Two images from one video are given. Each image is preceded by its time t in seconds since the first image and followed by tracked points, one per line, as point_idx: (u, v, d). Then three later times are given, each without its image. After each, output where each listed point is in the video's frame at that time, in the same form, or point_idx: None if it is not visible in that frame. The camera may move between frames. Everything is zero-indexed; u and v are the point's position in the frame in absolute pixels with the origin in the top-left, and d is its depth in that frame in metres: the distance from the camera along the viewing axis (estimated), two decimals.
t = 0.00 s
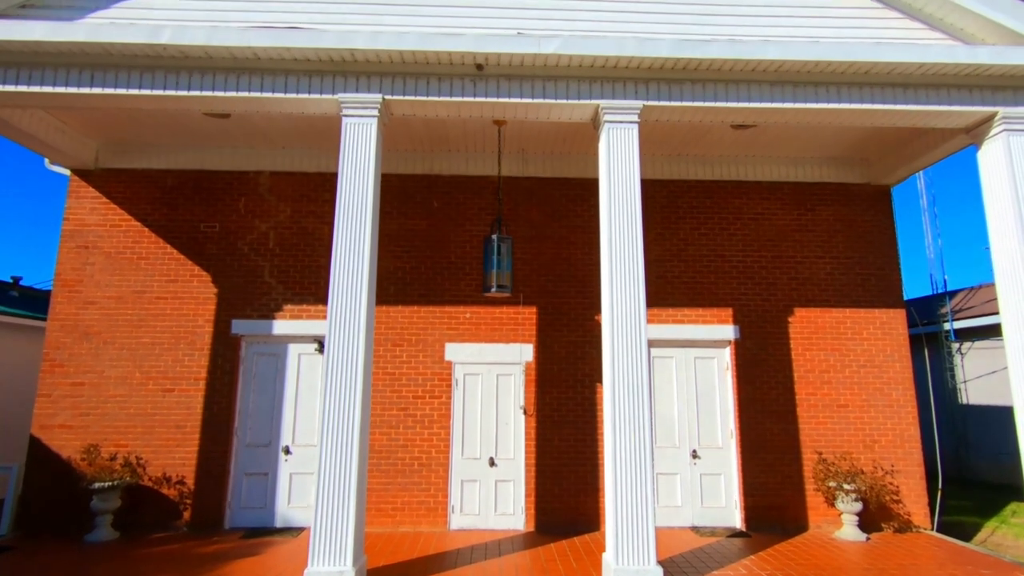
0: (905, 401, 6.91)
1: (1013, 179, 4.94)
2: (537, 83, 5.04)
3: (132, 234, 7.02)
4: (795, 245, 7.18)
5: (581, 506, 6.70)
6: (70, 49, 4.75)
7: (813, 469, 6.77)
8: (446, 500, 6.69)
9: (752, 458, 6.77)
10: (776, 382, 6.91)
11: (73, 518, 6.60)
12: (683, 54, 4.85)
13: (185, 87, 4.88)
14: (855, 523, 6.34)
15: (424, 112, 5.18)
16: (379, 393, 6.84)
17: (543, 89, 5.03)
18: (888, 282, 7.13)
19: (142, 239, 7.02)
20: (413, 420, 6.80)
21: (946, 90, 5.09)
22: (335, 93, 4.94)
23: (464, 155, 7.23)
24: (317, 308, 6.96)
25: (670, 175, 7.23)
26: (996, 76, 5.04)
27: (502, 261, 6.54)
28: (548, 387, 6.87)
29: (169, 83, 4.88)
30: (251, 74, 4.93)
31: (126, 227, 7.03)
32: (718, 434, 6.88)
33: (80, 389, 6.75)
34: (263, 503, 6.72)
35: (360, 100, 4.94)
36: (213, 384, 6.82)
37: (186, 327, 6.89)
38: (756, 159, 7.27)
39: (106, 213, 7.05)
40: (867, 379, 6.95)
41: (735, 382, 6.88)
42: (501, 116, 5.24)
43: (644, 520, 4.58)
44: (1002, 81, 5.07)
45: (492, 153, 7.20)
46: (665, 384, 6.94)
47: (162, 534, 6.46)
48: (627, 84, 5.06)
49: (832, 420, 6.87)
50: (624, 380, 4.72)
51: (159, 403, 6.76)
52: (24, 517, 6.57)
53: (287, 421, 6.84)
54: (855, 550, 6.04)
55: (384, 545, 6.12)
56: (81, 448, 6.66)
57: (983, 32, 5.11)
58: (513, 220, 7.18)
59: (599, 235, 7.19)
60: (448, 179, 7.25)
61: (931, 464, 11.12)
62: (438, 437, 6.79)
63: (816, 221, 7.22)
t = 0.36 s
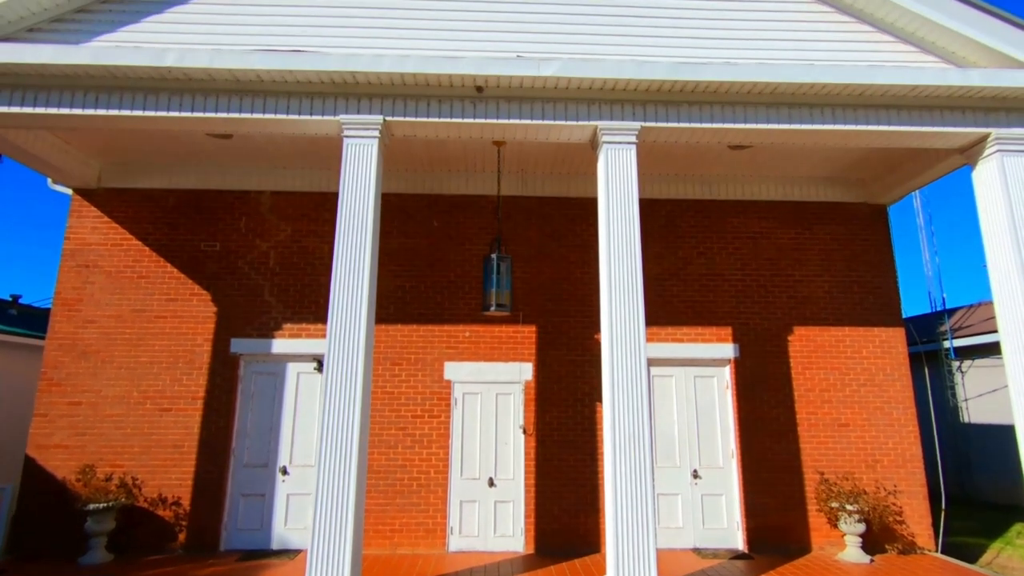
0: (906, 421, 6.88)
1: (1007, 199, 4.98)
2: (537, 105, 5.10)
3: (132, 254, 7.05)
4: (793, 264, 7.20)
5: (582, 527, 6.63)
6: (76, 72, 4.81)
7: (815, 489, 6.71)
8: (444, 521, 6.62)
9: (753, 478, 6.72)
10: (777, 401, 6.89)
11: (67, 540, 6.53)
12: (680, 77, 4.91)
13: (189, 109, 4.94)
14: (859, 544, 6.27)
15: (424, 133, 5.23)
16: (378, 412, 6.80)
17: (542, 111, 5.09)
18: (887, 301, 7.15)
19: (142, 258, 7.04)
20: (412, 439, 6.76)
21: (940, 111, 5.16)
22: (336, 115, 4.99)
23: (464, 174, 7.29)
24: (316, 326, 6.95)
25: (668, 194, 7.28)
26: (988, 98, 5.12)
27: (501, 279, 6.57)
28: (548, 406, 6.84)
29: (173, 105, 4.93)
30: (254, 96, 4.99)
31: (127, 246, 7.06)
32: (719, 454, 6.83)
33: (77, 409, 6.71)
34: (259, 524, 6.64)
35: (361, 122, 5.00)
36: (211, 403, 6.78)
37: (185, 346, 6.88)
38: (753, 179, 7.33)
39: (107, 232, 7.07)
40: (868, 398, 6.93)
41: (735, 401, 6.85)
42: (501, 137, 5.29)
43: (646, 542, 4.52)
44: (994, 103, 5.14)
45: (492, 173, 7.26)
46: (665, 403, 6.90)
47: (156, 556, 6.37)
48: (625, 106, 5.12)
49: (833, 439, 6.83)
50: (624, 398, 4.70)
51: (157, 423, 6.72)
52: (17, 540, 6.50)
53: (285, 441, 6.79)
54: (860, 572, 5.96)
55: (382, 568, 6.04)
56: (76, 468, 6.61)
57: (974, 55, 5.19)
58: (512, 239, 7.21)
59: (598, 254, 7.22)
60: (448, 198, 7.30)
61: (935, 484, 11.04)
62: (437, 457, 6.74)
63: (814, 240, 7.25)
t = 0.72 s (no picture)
0: (908, 445, 6.84)
1: (1001, 223, 5.02)
2: (535, 131, 5.17)
3: (132, 277, 7.06)
4: (791, 287, 7.23)
5: (581, 554, 6.53)
6: (81, 98, 4.88)
7: (817, 515, 6.63)
8: (442, 548, 6.52)
9: (755, 503, 6.64)
10: (777, 425, 6.85)
11: (57, 568, 6.42)
12: (676, 104, 4.99)
13: (192, 135, 5.00)
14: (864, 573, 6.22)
15: (424, 158, 5.28)
16: (375, 436, 6.75)
17: (540, 137, 5.16)
18: (885, 325, 7.16)
19: (142, 282, 7.05)
20: (409, 464, 6.70)
21: (932, 137, 5.23)
22: (337, 140, 5.05)
23: (463, 198, 7.34)
24: (314, 350, 6.94)
25: (666, 218, 7.33)
26: (978, 125, 5.21)
27: (501, 303, 6.60)
28: (547, 431, 6.80)
29: (176, 131, 4.99)
30: (257, 122, 5.06)
31: (127, 269, 7.07)
32: (720, 478, 6.76)
33: (72, 433, 6.65)
34: (253, 552, 6.52)
35: (362, 147, 5.05)
36: (208, 427, 6.73)
37: (183, 370, 6.85)
38: (750, 203, 7.39)
39: (107, 256, 7.09)
40: (868, 422, 6.89)
41: (735, 425, 6.81)
42: (499, 162, 5.34)
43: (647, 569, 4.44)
44: (985, 130, 5.23)
45: (490, 197, 7.32)
46: (665, 428, 6.85)
47: None
48: (622, 133, 5.19)
49: (835, 464, 6.78)
50: (624, 422, 4.67)
51: (152, 448, 6.66)
52: (7, 568, 6.39)
53: (281, 466, 6.71)
54: None
55: None
56: (69, 494, 6.53)
57: (963, 83, 5.29)
58: (511, 262, 7.24)
59: (596, 277, 7.24)
60: (447, 222, 7.35)
61: (938, 509, 10.92)
62: (434, 482, 6.67)
63: (811, 263, 7.29)
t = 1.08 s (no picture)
0: (907, 465, 6.82)
1: (994, 241, 5.07)
2: (533, 152, 5.22)
3: (129, 295, 7.05)
4: (788, 306, 7.25)
5: None
6: (84, 119, 4.92)
7: (818, 536, 6.58)
8: (439, 570, 6.43)
9: (755, 524, 6.58)
10: (776, 444, 6.82)
11: None
12: (673, 126, 5.06)
13: (193, 155, 5.03)
14: None
15: (423, 178, 5.33)
16: (372, 456, 6.69)
17: (538, 157, 5.21)
18: (882, 343, 7.19)
19: (140, 300, 7.04)
20: (406, 485, 6.64)
21: (924, 158, 5.30)
22: (337, 161, 5.10)
23: (461, 218, 7.39)
24: (312, 368, 6.91)
25: (663, 237, 7.38)
26: (969, 146, 5.28)
27: (499, 322, 6.59)
28: (545, 450, 6.76)
29: (177, 151, 5.03)
30: (257, 142, 5.10)
31: (125, 288, 7.07)
32: (719, 499, 6.70)
33: (65, 454, 6.59)
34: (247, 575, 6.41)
35: (362, 168, 5.10)
36: (203, 447, 6.67)
37: (179, 389, 6.81)
38: (746, 222, 7.45)
39: (106, 274, 7.09)
40: (867, 440, 6.88)
41: (734, 444, 6.78)
42: (497, 182, 5.39)
43: None
44: (977, 151, 5.30)
45: (488, 216, 7.36)
46: (664, 447, 6.80)
47: None
48: (619, 153, 5.25)
49: (834, 483, 6.74)
50: (622, 442, 4.65)
51: (146, 468, 6.60)
52: None
53: (277, 487, 6.63)
54: None
55: None
56: (61, 516, 6.44)
57: (954, 105, 5.37)
58: (508, 281, 7.26)
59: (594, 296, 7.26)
60: (446, 241, 7.38)
61: (938, 529, 10.84)
62: (431, 503, 6.61)
63: (807, 282, 7.33)
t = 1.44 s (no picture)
0: (905, 482, 6.80)
1: (986, 259, 5.12)
2: (530, 170, 5.28)
3: (128, 312, 7.06)
4: (785, 323, 7.28)
5: None
6: (87, 138, 4.97)
7: (817, 554, 6.53)
8: None
9: (754, 542, 6.53)
10: (774, 461, 6.81)
11: None
12: (668, 145, 5.12)
13: (194, 173, 5.08)
14: None
15: (421, 197, 5.37)
16: (369, 474, 6.66)
17: (535, 176, 5.26)
18: (878, 360, 7.21)
19: (138, 316, 7.05)
20: (403, 503, 6.60)
21: (916, 177, 5.37)
22: (337, 179, 5.14)
23: (459, 235, 7.43)
24: (309, 385, 6.90)
25: (659, 253, 7.42)
26: (961, 165, 5.35)
27: (496, 338, 6.59)
28: (543, 468, 6.73)
29: (178, 169, 5.08)
30: (258, 161, 5.15)
31: (123, 304, 7.07)
32: (718, 517, 6.66)
33: (60, 472, 6.54)
34: None
35: (361, 186, 5.14)
36: (199, 465, 6.63)
37: (176, 406, 6.79)
38: (742, 239, 7.50)
39: (104, 291, 7.10)
40: (865, 457, 6.87)
41: (732, 460, 6.76)
42: (494, 200, 5.44)
43: None
44: (968, 170, 5.37)
45: (486, 233, 7.41)
46: (662, 464, 6.78)
47: None
48: (615, 172, 5.31)
49: (833, 501, 6.71)
50: (620, 459, 4.64)
51: (141, 486, 6.55)
52: None
53: (273, 505, 6.58)
54: None
55: None
56: (54, 535, 6.38)
57: (945, 125, 5.44)
58: (506, 297, 7.28)
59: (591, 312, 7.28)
60: (444, 258, 7.41)
61: (939, 546, 10.77)
62: (428, 521, 6.56)
63: (804, 298, 7.36)
